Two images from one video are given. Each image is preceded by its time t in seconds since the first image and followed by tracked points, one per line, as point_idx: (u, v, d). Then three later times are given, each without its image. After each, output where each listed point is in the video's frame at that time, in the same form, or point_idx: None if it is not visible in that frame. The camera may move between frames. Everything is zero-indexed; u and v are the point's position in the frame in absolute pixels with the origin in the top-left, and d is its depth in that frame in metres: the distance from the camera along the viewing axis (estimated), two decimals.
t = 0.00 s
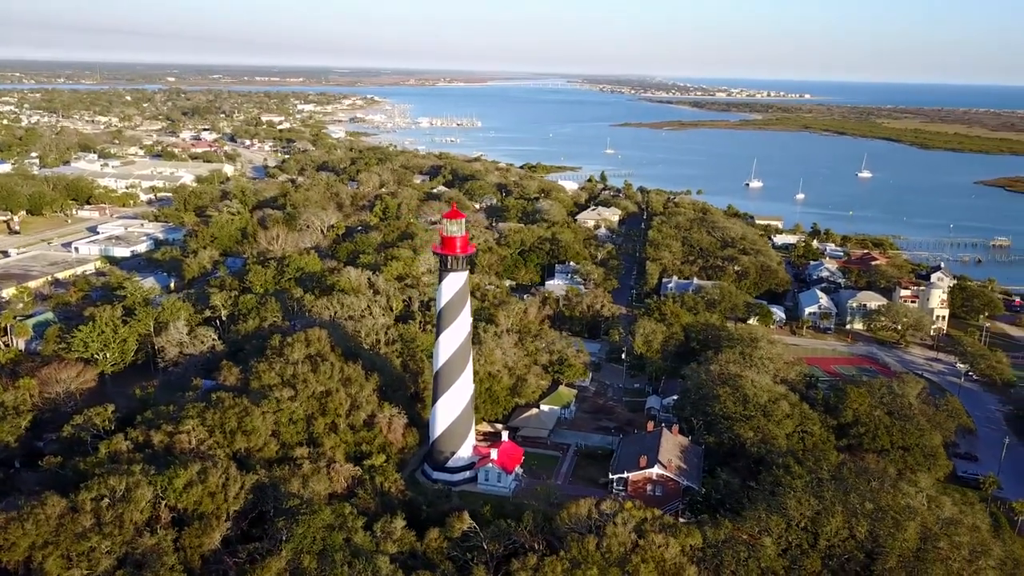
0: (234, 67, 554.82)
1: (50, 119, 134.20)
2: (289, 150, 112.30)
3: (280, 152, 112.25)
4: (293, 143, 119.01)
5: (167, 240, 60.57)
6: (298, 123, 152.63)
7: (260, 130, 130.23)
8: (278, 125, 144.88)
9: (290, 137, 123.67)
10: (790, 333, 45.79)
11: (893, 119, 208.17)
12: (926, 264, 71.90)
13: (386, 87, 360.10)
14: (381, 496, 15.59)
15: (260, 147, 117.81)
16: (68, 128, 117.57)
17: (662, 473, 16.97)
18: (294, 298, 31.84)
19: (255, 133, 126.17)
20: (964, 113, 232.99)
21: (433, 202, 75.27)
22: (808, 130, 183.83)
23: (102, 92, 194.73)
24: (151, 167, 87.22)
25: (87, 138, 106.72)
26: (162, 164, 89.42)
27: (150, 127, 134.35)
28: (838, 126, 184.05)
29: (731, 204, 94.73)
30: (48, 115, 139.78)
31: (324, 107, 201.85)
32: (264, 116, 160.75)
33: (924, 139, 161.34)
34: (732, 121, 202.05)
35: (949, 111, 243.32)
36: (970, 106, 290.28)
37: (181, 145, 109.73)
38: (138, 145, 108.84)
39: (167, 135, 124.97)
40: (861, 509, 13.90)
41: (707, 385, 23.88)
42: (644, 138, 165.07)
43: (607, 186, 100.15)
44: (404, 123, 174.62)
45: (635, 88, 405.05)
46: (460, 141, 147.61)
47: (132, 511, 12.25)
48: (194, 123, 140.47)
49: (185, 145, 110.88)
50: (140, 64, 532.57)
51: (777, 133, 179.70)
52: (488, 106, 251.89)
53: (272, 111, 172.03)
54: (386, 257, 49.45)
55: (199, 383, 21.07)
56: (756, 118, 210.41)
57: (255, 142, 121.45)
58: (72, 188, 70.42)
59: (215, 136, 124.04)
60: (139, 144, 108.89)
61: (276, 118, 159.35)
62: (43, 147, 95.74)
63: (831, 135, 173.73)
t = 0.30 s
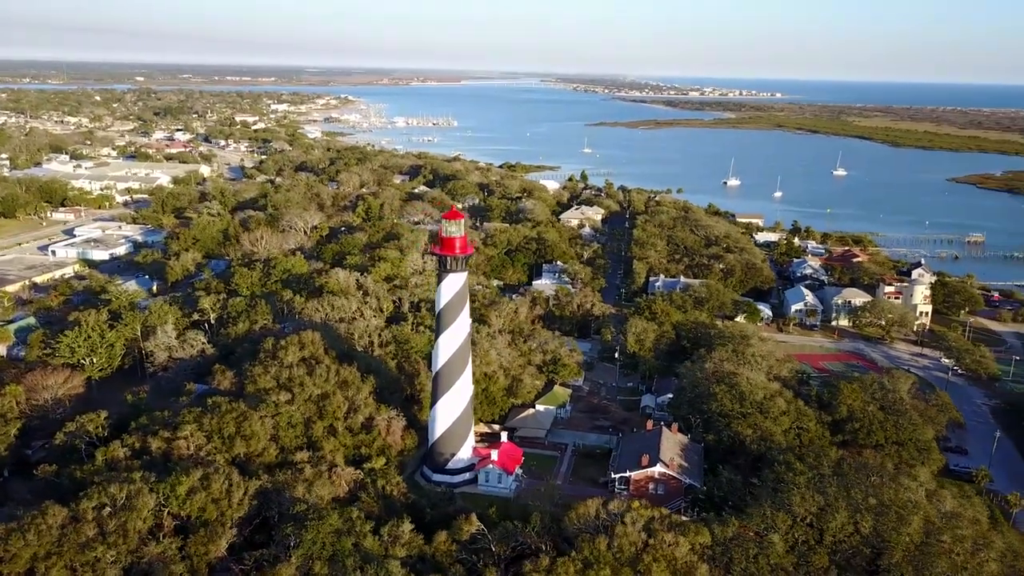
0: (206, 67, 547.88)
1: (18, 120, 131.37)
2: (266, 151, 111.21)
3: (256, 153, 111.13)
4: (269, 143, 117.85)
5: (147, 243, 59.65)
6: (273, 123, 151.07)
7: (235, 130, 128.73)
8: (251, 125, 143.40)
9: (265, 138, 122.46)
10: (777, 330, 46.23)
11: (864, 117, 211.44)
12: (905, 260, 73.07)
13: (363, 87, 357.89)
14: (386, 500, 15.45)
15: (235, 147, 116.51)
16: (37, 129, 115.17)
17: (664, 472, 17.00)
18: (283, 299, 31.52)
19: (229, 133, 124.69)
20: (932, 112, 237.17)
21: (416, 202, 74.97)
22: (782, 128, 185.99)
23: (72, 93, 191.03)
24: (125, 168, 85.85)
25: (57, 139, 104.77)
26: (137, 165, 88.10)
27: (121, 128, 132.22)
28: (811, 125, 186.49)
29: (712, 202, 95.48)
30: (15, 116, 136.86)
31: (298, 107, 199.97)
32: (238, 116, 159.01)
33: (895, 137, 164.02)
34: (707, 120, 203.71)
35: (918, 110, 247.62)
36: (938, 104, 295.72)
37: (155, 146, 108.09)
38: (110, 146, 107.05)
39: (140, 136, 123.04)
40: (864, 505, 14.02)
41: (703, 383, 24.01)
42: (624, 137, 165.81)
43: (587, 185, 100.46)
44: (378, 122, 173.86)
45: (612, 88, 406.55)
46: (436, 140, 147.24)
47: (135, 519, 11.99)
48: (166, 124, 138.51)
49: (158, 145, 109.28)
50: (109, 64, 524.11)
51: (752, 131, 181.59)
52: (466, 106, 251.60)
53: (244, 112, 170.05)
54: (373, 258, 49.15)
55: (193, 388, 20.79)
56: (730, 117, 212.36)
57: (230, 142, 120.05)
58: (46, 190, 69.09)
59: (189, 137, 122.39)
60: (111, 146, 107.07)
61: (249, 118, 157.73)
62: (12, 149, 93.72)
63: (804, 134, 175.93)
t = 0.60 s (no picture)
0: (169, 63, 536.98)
1: None
2: (233, 148, 109.45)
3: (222, 150, 109.34)
4: (235, 141, 116.07)
5: (118, 243, 58.36)
6: (238, 121, 148.46)
7: (199, 128, 126.21)
8: (215, 123, 140.95)
9: (231, 135, 120.48)
10: (761, 324, 46.85)
11: (825, 113, 215.65)
12: (878, 252, 74.60)
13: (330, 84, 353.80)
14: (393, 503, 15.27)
15: (201, 146, 114.53)
16: None
17: (668, 467, 17.09)
18: (268, 300, 31.02)
19: (194, 130, 122.37)
20: (890, 107, 243.05)
21: (393, 199, 74.40)
22: (746, 124, 188.71)
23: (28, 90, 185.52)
24: (89, 167, 83.80)
25: (16, 138, 101.76)
26: (101, 164, 86.01)
27: (82, 126, 128.87)
28: (775, 120, 189.58)
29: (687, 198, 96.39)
30: None
31: (263, 104, 196.62)
32: (201, 113, 156.13)
33: (858, 132, 167.56)
34: (672, 116, 205.85)
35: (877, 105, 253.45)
36: (896, 100, 302.47)
37: (118, 144, 105.49)
38: (71, 145, 104.23)
39: (103, 134, 119.97)
40: (869, 496, 14.24)
41: (697, 378, 24.20)
42: (596, 133, 166.45)
43: (562, 181, 100.64)
44: (344, 119, 172.16)
45: (582, 84, 407.90)
46: (403, 137, 146.55)
47: (142, 529, 11.69)
48: (127, 122, 135.39)
49: (122, 144, 106.77)
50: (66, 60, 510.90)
51: (719, 126, 183.88)
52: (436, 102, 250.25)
53: (207, 109, 166.89)
54: (354, 257, 48.65)
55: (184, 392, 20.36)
56: (695, 112, 214.71)
57: (195, 141, 117.91)
58: (8, 191, 67.10)
59: (152, 134, 119.81)
60: (72, 144, 104.26)
61: (213, 115, 155.00)
62: None
63: (768, 129, 178.71)
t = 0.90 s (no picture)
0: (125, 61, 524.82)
1: None
2: (197, 148, 107.45)
3: (186, 150, 107.28)
4: (198, 140, 113.95)
5: (85, 246, 56.93)
6: (199, 120, 145.45)
7: (159, 128, 123.42)
8: (175, 122, 138.03)
9: (193, 134, 118.20)
10: (742, 319, 47.67)
11: (784, 110, 219.46)
12: (849, 246, 76.10)
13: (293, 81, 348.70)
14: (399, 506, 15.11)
15: (163, 145, 112.20)
16: None
17: (670, 463, 17.18)
18: (252, 302, 30.46)
19: (154, 130, 119.72)
20: (847, 104, 248.25)
21: (367, 198, 73.70)
22: (708, 120, 191.08)
23: None
24: (48, 168, 81.54)
25: None
26: (60, 165, 83.72)
27: (36, 126, 125.05)
28: (737, 117, 192.26)
29: (660, 195, 97.31)
30: None
31: (222, 102, 193.04)
32: (161, 112, 152.79)
33: (819, 128, 170.99)
34: (635, 114, 207.46)
35: (828, 102, 258.99)
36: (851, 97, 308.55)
37: (77, 144, 102.61)
38: (27, 145, 101.06)
39: (60, 134, 116.54)
40: (871, 489, 14.49)
41: (689, 374, 24.40)
42: (564, 131, 166.95)
43: (534, 179, 100.74)
44: (308, 118, 170.14)
45: (549, 81, 408.40)
46: (368, 135, 145.56)
47: (149, 540, 11.39)
48: (84, 121, 131.80)
49: (82, 144, 103.88)
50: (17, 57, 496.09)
51: (683, 123, 185.79)
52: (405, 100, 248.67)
53: (166, 107, 163.18)
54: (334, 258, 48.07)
55: (174, 398, 19.90)
56: (658, 110, 216.79)
57: (156, 140, 115.42)
58: None
59: (111, 134, 116.86)
60: (28, 145, 101.08)
61: (172, 114, 151.75)
62: None
63: (731, 126, 181.19)
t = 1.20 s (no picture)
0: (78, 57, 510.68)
1: None
2: (158, 147, 105.00)
3: (147, 149, 104.78)
4: (159, 139, 111.36)
5: (51, 249, 55.28)
6: (158, 118, 142.02)
7: (117, 126, 120.26)
8: (133, 121, 134.62)
9: (154, 134, 115.53)
10: (723, 313, 48.66)
11: (744, 105, 223.26)
12: (820, 240, 77.51)
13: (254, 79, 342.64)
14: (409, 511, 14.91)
15: (122, 144, 109.48)
16: None
17: (673, 460, 17.23)
18: (235, 303, 29.89)
19: (112, 128, 116.61)
20: (806, 100, 252.88)
21: (340, 196, 72.90)
22: (671, 117, 193.05)
23: None
24: (4, 169, 78.92)
25: None
26: (17, 166, 81.06)
27: None
28: (700, 114, 194.43)
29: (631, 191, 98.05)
30: None
31: (179, 100, 188.92)
32: (117, 110, 148.85)
33: (779, 124, 174.34)
34: (598, 110, 208.55)
35: (788, 98, 263.78)
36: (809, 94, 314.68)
37: (33, 144, 99.38)
38: None
39: (14, 134, 112.70)
40: (874, 480, 14.70)
41: (682, 370, 24.61)
42: (532, 128, 167.10)
43: (505, 176, 100.69)
44: (268, 116, 167.48)
45: (515, 79, 408.50)
46: (332, 133, 143.99)
47: (159, 551, 11.11)
48: (37, 121, 127.57)
49: (38, 143, 100.62)
50: None
51: (649, 120, 187.38)
52: (371, 98, 246.46)
53: (123, 106, 158.98)
54: (315, 258, 47.47)
55: (164, 405, 19.42)
56: (621, 106, 218.12)
57: (115, 139, 112.50)
58: None
59: (67, 133, 113.46)
60: None
61: (129, 112, 147.92)
62: None
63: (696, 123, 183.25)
